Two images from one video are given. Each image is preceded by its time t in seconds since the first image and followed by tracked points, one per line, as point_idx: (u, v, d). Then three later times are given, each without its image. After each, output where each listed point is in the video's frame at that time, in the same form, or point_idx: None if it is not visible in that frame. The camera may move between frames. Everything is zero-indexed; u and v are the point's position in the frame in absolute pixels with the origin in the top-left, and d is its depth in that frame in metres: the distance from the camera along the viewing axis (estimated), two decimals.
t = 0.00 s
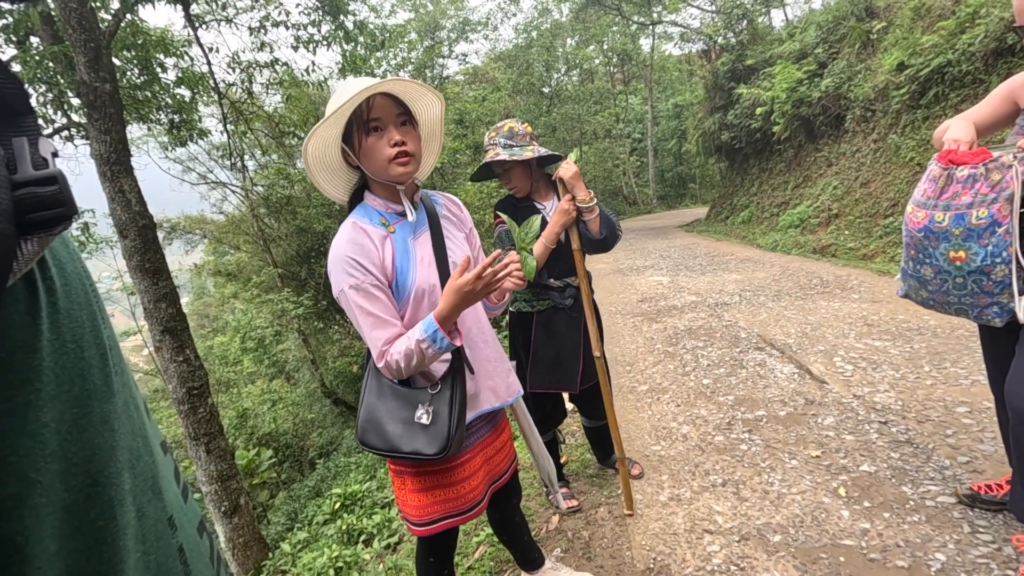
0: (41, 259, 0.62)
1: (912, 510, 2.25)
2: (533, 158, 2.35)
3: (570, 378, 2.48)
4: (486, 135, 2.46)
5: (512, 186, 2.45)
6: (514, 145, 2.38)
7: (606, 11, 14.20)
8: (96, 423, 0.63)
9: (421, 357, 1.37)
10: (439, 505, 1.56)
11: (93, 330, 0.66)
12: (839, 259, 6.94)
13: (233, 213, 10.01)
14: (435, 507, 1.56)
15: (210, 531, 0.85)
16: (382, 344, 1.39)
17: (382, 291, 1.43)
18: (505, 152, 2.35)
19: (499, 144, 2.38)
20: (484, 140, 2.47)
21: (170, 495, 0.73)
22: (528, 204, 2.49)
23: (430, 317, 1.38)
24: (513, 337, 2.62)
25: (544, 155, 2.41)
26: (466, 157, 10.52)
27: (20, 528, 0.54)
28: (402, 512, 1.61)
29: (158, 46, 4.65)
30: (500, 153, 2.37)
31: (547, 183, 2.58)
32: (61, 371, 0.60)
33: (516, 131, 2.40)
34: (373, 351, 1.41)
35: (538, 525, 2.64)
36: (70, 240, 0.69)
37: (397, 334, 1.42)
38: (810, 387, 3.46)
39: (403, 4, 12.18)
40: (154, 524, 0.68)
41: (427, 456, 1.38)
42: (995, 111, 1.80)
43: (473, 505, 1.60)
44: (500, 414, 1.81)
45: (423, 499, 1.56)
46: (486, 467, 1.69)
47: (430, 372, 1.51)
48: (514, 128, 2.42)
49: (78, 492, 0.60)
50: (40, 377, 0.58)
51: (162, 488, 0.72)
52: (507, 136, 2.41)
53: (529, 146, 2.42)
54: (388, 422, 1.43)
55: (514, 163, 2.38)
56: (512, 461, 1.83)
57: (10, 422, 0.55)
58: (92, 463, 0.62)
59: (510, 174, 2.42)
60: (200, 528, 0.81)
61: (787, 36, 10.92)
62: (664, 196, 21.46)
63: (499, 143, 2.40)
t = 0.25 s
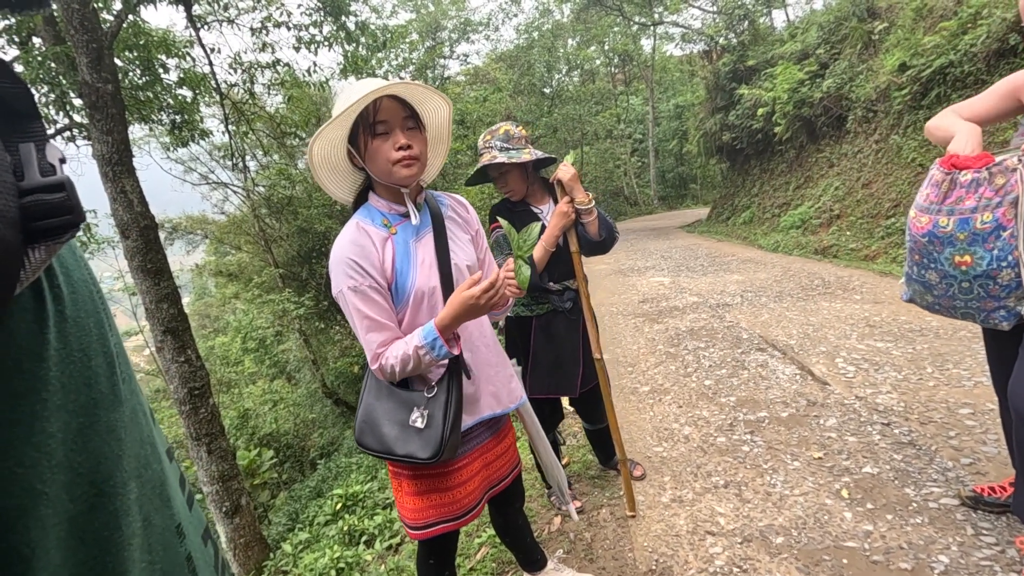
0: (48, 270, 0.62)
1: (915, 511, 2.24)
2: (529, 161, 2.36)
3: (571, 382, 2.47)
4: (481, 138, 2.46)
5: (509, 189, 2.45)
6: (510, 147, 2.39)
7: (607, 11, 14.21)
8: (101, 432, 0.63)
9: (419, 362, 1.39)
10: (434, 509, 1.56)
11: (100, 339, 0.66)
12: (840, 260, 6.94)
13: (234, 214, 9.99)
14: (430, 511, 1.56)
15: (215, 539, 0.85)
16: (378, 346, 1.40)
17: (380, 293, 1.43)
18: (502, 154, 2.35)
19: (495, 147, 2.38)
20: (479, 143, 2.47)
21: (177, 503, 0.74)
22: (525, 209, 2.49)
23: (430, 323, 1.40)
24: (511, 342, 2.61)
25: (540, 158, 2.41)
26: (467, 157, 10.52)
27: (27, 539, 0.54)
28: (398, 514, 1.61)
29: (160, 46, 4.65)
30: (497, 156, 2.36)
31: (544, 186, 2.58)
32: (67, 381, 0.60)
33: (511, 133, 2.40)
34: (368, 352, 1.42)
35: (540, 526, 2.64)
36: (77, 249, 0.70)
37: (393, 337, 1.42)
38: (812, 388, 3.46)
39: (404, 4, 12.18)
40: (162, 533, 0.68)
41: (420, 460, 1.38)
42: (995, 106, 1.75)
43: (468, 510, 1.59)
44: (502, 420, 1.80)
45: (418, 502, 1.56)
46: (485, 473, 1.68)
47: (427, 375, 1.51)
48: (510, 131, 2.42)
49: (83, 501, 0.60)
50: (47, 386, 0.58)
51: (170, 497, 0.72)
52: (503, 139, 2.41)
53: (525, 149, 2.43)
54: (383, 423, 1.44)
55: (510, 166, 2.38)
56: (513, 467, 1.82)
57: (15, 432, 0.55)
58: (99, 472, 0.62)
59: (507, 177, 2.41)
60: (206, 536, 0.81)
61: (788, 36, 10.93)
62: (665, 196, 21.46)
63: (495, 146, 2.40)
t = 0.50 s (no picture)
0: (55, 271, 0.63)
1: (917, 513, 2.24)
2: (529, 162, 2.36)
3: (570, 384, 2.47)
4: (478, 139, 2.45)
5: (507, 191, 2.44)
6: (508, 149, 2.39)
7: (609, 12, 14.20)
8: (111, 432, 0.63)
9: (418, 359, 1.39)
10: (431, 511, 1.56)
11: (106, 339, 0.67)
12: (842, 261, 6.93)
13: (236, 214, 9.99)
14: (426, 513, 1.56)
15: (219, 540, 0.85)
16: (377, 342, 1.40)
17: (380, 290, 1.43)
18: (500, 156, 2.35)
19: (493, 149, 2.38)
20: (477, 144, 2.46)
21: (184, 503, 0.74)
22: (524, 210, 2.49)
23: (431, 320, 1.40)
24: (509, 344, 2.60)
25: (539, 159, 2.42)
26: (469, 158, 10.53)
27: (33, 538, 0.55)
28: (395, 515, 1.62)
29: (162, 47, 4.66)
30: (496, 158, 2.36)
31: (541, 188, 2.59)
32: (75, 381, 0.61)
33: (509, 135, 2.40)
34: (367, 349, 1.42)
35: (541, 527, 2.64)
36: (84, 252, 0.71)
37: (393, 334, 1.42)
38: (813, 389, 3.45)
39: (406, 5, 12.19)
40: (173, 532, 0.68)
41: (417, 459, 1.38)
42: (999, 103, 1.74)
43: (464, 514, 1.59)
44: (504, 423, 1.79)
45: (415, 503, 1.57)
46: (484, 477, 1.68)
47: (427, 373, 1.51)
48: (508, 132, 2.42)
49: (90, 501, 0.61)
50: (54, 386, 0.58)
51: (178, 496, 0.72)
52: (501, 140, 2.40)
53: (523, 150, 2.43)
54: (381, 422, 1.44)
55: (509, 168, 2.38)
56: (513, 471, 1.81)
57: (21, 433, 0.55)
58: (107, 472, 0.62)
59: (505, 179, 2.41)
60: (209, 536, 0.81)
61: (790, 37, 10.92)
62: (667, 197, 21.46)
63: (493, 147, 2.39)
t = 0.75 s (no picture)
0: (68, 273, 0.64)
1: (918, 513, 2.24)
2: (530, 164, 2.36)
3: (569, 385, 2.47)
4: (479, 140, 2.46)
5: (508, 192, 2.44)
6: (509, 150, 2.39)
7: (610, 13, 14.19)
8: (123, 430, 0.64)
9: (418, 360, 1.39)
10: (429, 514, 1.56)
11: (117, 339, 0.67)
12: (843, 262, 6.93)
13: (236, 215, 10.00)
14: (425, 515, 1.56)
15: (223, 539, 0.86)
16: (378, 343, 1.41)
17: (381, 291, 1.44)
18: (501, 157, 2.35)
19: (494, 150, 2.38)
20: (477, 145, 2.46)
21: (191, 501, 0.75)
22: (524, 212, 2.49)
23: (432, 321, 1.40)
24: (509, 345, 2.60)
25: (540, 160, 2.43)
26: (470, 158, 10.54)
27: (47, 533, 0.56)
28: (395, 516, 1.62)
29: (163, 48, 4.67)
30: (497, 159, 2.37)
31: (541, 190, 2.59)
32: (87, 381, 0.61)
33: (510, 136, 2.41)
34: (368, 349, 1.43)
35: (542, 528, 2.64)
36: (95, 253, 0.72)
37: (394, 335, 1.43)
38: (814, 390, 3.46)
39: (407, 6, 12.19)
40: (182, 528, 0.70)
41: (416, 461, 1.38)
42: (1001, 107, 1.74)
43: (464, 516, 1.59)
44: (504, 426, 1.79)
45: (415, 505, 1.57)
46: (484, 479, 1.68)
47: (427, 374, 1.51)
48: (508, 134, 2.43)
49: (103, 498, 0.61)
50: (67, 386, 0.59)
51: (186, 493, 0.73)
52: (502, 141, 2.41)
53: (524, 152, 2.44)
54: (381, 423, 1.45)
55: (510, 169, 2.38)
56: (513, 473, 1.81)
57: (37, 430, 0.56)
58: (119, 469, 0.63)
59: (505, 180, 2.41)
60: (214, 534, 0.82)
61: (790, 37, 10.93)
62: (668, 197, 21.46)
63: (494, 148, 2.40)
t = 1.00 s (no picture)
0: (76, 277, 0.65)
1: (917, 514, 2.24)
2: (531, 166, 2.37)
3: (568, 386, 2.48)
4: (480, 142, 2.47)
5: (508, 194, 2.45)
6: (510, 152, 2.40)
7: (610, 13, 14.20)
8: (129, 432, 0.65)
9: (415, 362, 1.40)
10: (429, 516, 1.57)
11: (122, 343, 0.69)
12: (843, 262, 6.94)
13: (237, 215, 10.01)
14: (425, 517, 1.57)
15: (226, 540, 0.86)
16: (375, 345, 1.42)
17: (379, 293, 1.45)
18: (502, 159, 2.36)
19: (494, 152, 2.39)
20: (478, 147, 2.48)
21: (196, 501, 0.76)
22: (524, 214, 2.50)
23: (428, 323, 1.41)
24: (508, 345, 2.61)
25: (541, 163, 2.43)
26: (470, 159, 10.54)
27: (55, 534, 0.57)
28: (395, 519, 1.63)
29: (164, 49, 4.68)
30: (499, 161, 2.37)
31: (542, 192, 2.60)
32: (94, 384, 0.62)
33: (511, 138, 2.42)
34: (366, 351, 1.44)
35: (542, 528, 2.64)
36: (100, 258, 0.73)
37: (391, 337, 1.44)
38: (814, 390, 3.46)
39: (407, 6, 12.19)
40: (187, 529, 0.70)
41: (413, 463, 1.39)
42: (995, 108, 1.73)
43: (463, 518, 1.60)
44: (504, 428, 1.80)
45: (414, 508, 1.58)
46: (483, 481, 1.68)
47: (424, 376, 1.52)
48: (510, 136, 2.44)
49: (110, 499, 0.62)
50: (75, 388, 0.60)
51: (191, 494, 0.74)
52: (503, 143, 2.42)
53: (525, 154, 2.45)
54: (379, 425, 1.46)
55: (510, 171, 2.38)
56: (513, 476, 1.81)
57: (46, 432, 0.57)
58: (125, 470, 0.64)
59: (506, 182, 2.41)
60: (217, 535, 0.83)
61: (790, 38, 10.93)
62: (668, 198, 21.47)
63: (496, 150, 2.41)
